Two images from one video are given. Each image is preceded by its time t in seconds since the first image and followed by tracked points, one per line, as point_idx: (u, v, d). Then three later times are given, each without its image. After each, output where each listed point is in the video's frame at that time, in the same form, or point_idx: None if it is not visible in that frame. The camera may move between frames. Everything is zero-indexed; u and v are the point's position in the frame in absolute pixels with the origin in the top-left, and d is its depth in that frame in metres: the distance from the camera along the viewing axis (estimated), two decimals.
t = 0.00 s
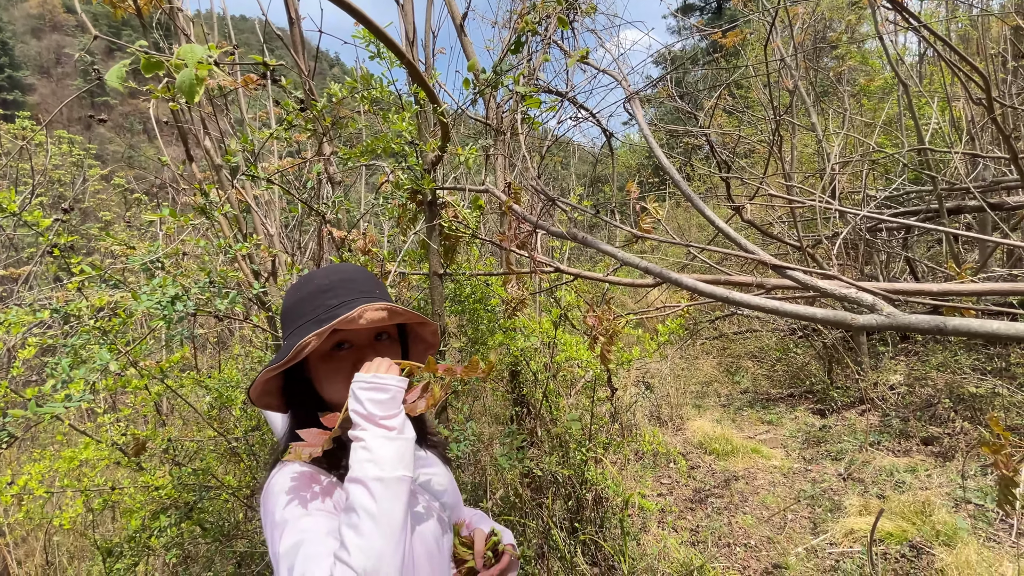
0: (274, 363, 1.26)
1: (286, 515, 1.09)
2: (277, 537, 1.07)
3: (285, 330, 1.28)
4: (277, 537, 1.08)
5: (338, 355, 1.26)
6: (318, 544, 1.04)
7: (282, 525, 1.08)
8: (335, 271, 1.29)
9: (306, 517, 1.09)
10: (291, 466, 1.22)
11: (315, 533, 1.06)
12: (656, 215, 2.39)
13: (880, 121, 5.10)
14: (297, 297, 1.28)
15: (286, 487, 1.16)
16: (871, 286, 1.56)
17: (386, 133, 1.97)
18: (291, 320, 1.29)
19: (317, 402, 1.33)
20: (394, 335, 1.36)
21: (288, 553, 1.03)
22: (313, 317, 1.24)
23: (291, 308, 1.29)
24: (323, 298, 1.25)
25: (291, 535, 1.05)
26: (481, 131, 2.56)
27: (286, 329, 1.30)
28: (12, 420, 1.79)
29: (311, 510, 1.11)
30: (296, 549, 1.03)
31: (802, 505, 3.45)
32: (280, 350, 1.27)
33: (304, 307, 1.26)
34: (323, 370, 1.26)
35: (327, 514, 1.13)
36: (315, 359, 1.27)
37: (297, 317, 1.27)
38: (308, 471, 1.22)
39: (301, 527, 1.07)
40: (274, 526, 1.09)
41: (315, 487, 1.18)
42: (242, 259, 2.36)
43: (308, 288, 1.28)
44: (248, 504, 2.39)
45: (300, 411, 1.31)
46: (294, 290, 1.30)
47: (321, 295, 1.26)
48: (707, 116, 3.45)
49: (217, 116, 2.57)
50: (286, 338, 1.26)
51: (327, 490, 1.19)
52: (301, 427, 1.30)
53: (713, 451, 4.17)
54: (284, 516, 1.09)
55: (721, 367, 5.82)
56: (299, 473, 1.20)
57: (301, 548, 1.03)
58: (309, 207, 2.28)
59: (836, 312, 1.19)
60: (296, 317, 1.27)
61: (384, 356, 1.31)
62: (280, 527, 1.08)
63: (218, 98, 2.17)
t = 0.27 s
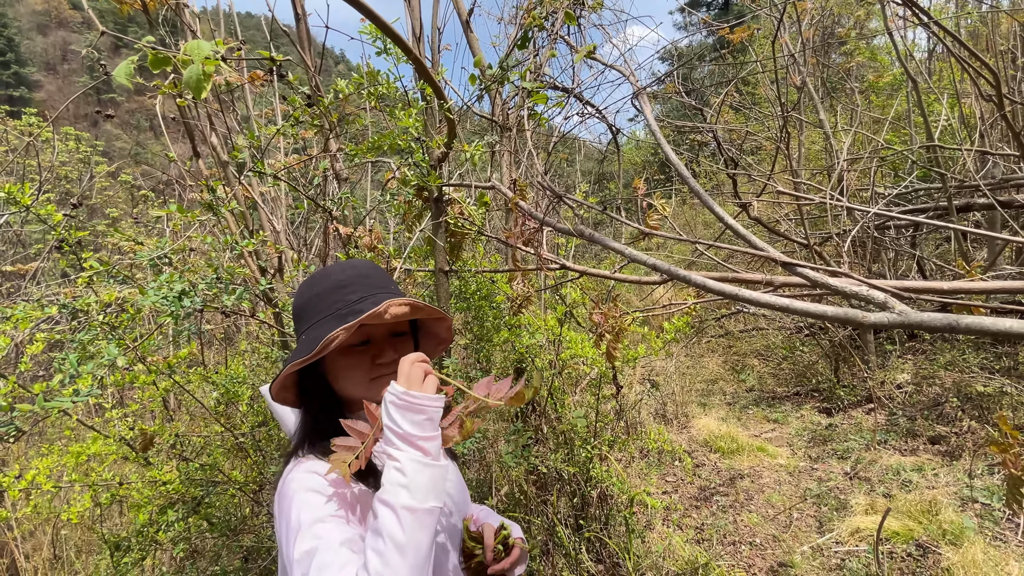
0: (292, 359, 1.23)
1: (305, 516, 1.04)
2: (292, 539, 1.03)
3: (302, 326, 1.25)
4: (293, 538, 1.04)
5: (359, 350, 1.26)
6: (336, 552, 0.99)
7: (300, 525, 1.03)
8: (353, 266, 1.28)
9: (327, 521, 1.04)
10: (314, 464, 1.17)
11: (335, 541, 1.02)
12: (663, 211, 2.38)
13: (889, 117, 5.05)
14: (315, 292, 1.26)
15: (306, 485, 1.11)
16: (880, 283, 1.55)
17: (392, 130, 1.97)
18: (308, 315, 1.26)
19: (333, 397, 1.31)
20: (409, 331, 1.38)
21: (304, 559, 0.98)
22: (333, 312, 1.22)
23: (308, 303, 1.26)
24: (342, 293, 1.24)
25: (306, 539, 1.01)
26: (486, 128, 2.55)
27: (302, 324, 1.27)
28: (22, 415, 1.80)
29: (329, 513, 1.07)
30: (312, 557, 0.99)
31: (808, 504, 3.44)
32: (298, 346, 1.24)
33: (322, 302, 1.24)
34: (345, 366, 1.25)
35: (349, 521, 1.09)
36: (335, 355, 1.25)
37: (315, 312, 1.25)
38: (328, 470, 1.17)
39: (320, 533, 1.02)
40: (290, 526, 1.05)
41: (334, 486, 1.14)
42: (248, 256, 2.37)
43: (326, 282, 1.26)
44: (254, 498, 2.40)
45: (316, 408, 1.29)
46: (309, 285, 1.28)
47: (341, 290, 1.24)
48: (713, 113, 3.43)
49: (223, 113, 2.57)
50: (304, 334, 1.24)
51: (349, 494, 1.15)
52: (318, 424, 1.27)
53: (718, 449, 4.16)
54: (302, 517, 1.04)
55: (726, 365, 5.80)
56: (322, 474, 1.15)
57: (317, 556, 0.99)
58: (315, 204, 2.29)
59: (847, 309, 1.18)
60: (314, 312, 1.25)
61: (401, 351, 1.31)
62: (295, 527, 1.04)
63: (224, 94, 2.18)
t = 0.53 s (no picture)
0: (312, 354, 1.21)
1: (322, 522, 1.00)
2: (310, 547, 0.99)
3: (322, 321, 1.23)
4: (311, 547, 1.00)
5: (381, 345, 1.25)
6: (354, 566, 0.96)
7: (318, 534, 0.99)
8: (373, 262, 1.28)
9: (345, 530, 1.01)
10: (331, 464, 1.12)
11: (354, 553, 0.98)
12: (673, 209, 2.36)
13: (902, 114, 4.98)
14: (335, 288, 1.24)
15: (323, 487, 1.06)
16: (895, 282, 1.52)
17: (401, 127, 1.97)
18: (327, 311, 1.25)
19: (350, 394, 1.29)
20: (424, 327, 1.39)
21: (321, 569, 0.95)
22: (357, 307, 1.21)
23: (328, 299, 1.25)
24: (364, 288, 1.23)
25: (325, 550, 0.97)
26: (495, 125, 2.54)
27: (321, 320, 1.25)
28: (35, 410, 1.82)
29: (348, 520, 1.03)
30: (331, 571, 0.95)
31: (818, 505, 3.41)
32: (318, 341, 1.22)
33: (344, 297, 1.23)
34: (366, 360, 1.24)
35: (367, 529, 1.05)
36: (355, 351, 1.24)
37: (336, 307, 1.23)
38: (347, 471, 1.13)
39: (338, 543, 0.98)
40: (307, 532, 1.01)
41: (352, 489, 1.09)
42: (258, 253, 2.38)
43: (346, 278, 1.25)
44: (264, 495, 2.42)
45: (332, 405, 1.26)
46: (329, 280, 1.27)
47: (362, 286, 1.23)
48: (723, 110, 3.40)
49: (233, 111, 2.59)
50: (325, 330, 1.22)
51: (366, 498, 1.10)
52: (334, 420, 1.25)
53: (727, 449, 4.14)
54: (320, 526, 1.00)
55: (736, 365, 5.76)
56: (339, 476, 1.10)
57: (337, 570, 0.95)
58: (324, 201, 2.29)
59: (862, 307, 1.16)
60: (334, 308, 1.23)
61: (420, 346, 1.32)
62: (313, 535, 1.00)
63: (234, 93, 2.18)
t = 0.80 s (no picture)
0: (334, 356, 1.19)
1: (346, 526, 1.00)
2: (332, 552, 0.99)
3: (343, 321, 1.21)
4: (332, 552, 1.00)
5: (402, 345, 1.25)
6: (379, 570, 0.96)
7: (341, 541, 0.99)
8: (393, 262, 1.27)
9: (368, 534, 1.00)
10: (352, 468, 1.13)
11: (378, 559, 0.98)
12: (684, 209, 2.35)
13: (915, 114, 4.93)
14: (356, 287, 1.23)
15: (344, 491, 1.06)
16: (910, 283, 1.51)
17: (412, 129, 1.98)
18: (348, 310, 1.23)
19: (369, 393, 1.29)
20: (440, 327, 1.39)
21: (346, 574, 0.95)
22: (379, 307, 1.20)
23: (348, 299, 1.23)
24: (386, 288, 1.22)
25: (350, 554, 0.97)
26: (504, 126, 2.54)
27: (341, 320, 1.23)
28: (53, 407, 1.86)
29: (372, 524, 1.03)
30: None
31: (829, 508, 3.38)
32: (339, 341, 1.20)
33: (365, 298, 1.21)
34: (388, 361, 1.24)
35: (390, 533, 1.04)
36: (377, 352, 1.23)
37: (357, 307, 1.21)
38: (366, 473, 1.12)
39: (362, 548, 0.98)
40: (329, 537, 1.01)
41: (373, 493, 1.09)
42: (270, 253, 2.41)
43: (366, 278, 1.23)
44: (276, 491, 2.45)
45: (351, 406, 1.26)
46: (348, 279, 1.24)
47: (383, 286, 1.22)
48: (733, 110, 3.38)
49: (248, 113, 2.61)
50: (346, 330, 1.20)
51: (387, 502, 1.10)
52: (354, 421, 1.24)
53: (737, 450, 4.11)
54: (344, 532, 1.00)
55: (745, 366, 5.72)
56: (360, 479, 1.10)
57: None
58: (336, 201, 2.31)
59: (876, 309, 1.15)
60: (354, 308, 1.22)
61: (439, 347, 1.33)
62: (335, 542, 1.00)
63: (247, 94, 2.21)
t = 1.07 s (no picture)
0: (349, 356, 1.15)
1: (358, 526, 1.01)
2: (345, 551, 1.01)
3: (358, 321, 1.19)
4: (344, 551, 1.01)
5: (416, 346, 1.24)
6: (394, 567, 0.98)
7: (354, 540, 1.00)
8: (407, 261, 1.26)
9: (380, 531, 1.02)
10: (355, 467, 1.11)
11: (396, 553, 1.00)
12: (691, 208, 2.34)
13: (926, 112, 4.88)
14: (371, 286, 1.21)
15: (351, 490, 1.06)
16: (919, 281, 1.49)
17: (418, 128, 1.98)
18: (363, 310, 1.20)
19: (378, 394, 1.26)
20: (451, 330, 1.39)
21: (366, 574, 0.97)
22: (397, 308, 1.18)
23: (363, 298, 1.20)
24: (402, 289, 1.21)
25: (364, 552, 0.99)
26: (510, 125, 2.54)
27: (355, 319, 1.20)
28: (65, 404, 1.88)
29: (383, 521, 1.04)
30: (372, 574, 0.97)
31: (838, 509, 3.35)
32: (354, 341, 1.17)
33: (381, 298, 1.20)
34: (401, 362, 1.23)
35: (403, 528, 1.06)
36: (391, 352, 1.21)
37: (373, 307, 1.19)
38: (372, 473, 1.11)
39: (380, 546, 1.00)
40: (341, 536, 1.02)
41: (380, 490, 1.09)
42: (278, 252, 2.42)
43: (382, 277, 1.22)
44: (283, 488, 2.47)
45: (360, 406, 1.23)
46: (363, 278, 1.22)
47: (400, 286, 1.21)
48: (741, 108, 3.36)
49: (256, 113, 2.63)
50: (361, 330, 1.17)
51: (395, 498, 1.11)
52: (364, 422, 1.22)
53: (744, 451, 4.09)
54: (356, 531, 1.01)
55: (753, 366, 5.69)
56: (365, 478, 1.09)
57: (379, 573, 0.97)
58: (343, 200, 2.32)
59: (884, 308, 1.14)
60: (370, 307, 1.20)
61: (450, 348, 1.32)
62: (347, 542, 1.01)
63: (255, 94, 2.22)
